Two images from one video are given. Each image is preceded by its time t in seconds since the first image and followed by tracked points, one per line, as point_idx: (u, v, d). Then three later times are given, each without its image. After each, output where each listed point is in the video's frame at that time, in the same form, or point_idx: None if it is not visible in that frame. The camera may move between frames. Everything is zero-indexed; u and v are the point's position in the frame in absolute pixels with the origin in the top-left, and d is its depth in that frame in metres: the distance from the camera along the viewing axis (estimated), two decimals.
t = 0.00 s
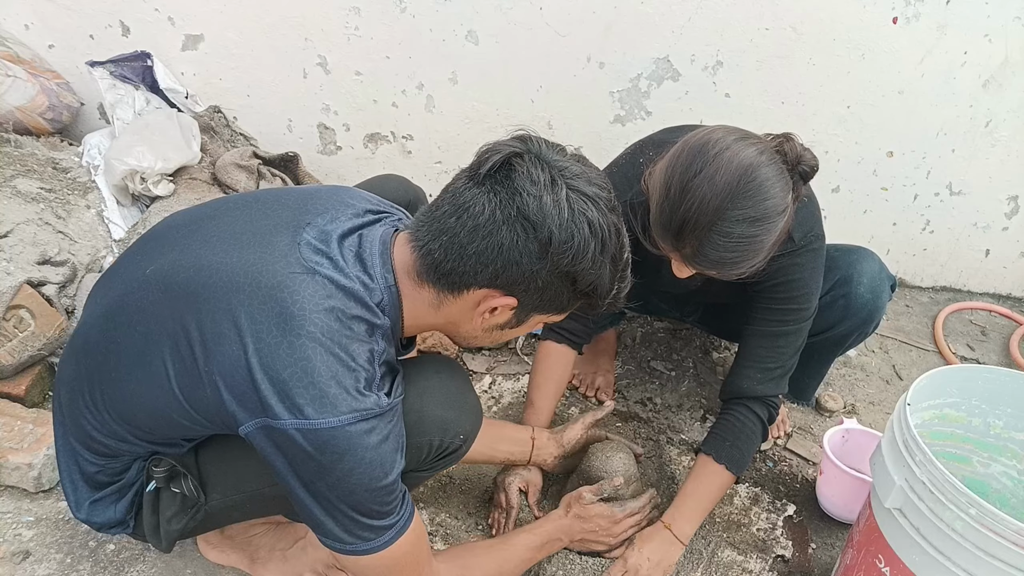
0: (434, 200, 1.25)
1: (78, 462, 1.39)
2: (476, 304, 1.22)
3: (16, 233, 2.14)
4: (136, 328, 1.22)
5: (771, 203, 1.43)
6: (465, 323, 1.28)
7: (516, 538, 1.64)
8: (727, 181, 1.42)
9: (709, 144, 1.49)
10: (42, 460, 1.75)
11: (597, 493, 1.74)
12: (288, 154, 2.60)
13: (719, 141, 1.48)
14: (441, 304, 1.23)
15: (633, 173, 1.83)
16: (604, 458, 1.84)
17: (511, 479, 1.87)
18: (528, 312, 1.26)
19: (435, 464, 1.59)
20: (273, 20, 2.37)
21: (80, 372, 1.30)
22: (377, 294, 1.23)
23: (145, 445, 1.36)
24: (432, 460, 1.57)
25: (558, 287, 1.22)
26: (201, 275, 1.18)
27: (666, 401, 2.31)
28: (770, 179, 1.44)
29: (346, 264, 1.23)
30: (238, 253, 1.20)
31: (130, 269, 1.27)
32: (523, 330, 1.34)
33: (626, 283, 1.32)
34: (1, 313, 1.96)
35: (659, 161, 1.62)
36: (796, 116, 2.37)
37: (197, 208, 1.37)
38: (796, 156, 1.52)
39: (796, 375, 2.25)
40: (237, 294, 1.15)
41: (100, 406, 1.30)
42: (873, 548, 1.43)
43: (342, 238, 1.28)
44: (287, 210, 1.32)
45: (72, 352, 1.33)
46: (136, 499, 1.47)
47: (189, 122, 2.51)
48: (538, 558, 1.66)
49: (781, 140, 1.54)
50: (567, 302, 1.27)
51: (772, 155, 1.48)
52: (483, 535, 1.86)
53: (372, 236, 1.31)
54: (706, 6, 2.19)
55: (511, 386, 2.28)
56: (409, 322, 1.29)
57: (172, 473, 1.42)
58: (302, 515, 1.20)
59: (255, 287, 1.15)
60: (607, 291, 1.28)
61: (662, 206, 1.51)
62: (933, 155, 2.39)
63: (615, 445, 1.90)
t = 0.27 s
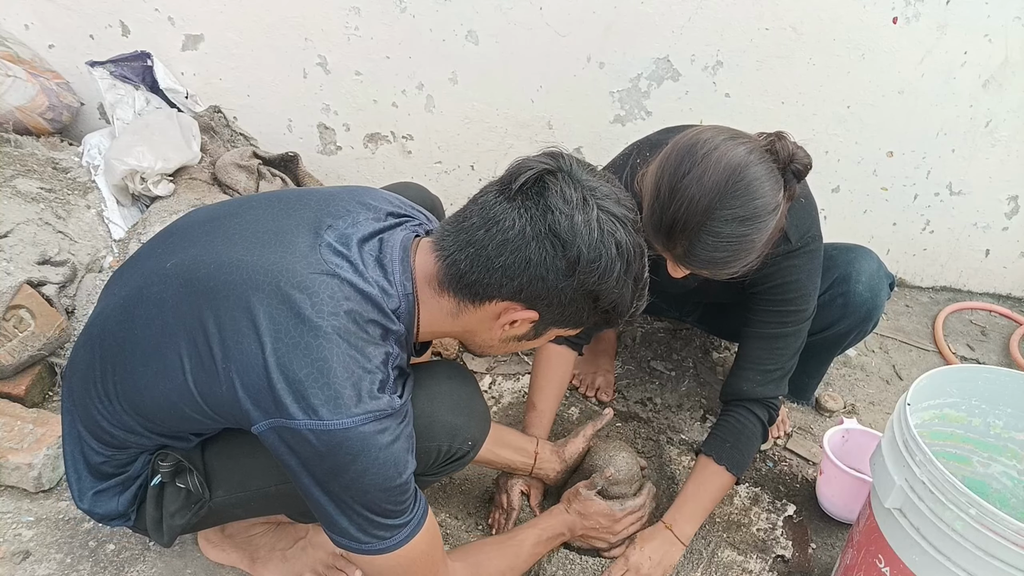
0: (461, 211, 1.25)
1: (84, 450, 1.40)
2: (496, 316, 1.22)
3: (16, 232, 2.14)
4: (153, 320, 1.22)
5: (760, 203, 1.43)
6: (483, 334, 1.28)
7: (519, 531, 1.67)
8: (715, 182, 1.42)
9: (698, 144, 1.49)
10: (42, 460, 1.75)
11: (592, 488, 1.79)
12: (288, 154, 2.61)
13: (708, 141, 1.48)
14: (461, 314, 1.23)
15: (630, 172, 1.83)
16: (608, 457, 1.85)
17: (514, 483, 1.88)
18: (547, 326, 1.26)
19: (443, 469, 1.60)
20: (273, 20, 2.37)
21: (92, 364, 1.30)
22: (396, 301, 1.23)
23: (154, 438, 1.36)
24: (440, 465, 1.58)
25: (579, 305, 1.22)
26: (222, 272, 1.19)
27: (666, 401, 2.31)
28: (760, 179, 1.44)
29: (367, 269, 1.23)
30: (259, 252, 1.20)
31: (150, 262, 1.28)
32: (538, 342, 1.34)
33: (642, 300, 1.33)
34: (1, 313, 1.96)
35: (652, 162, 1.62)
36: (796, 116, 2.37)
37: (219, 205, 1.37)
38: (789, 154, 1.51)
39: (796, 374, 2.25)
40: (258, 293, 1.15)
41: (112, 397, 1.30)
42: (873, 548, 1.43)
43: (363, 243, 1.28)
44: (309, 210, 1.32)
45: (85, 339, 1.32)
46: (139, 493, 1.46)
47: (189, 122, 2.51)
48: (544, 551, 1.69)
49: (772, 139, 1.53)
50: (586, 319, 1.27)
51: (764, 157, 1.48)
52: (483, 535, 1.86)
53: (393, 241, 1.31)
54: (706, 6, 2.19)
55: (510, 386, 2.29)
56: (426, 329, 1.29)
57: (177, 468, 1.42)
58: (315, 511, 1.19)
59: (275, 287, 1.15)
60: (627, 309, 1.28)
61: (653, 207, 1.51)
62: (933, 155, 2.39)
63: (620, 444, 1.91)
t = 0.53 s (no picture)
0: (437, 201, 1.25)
1: (79, 454, 1.40)
2: (475, 307, 1.22)
3: (16, 233, 2.14)
4: (136, 324, 1.22)
5: (769, 182, 1.43)
6: (464, 324, 1.28)
7: (520, 524, 1.68)
8: (724, 161, 1.43)
9: (706, 125, 1.49)
10: (42, 460, 1.75)
11: (592, 482, 1.78)
12: (289, 154, 2.61)
13: (716, 121, 1.49)
14: (441, 305, 1.23)
15: (632, 165, 1.83)
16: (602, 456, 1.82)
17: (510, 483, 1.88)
18: (528, 317, 1.26)
19: (436, 461, 1.59)
20: (273, 20, 2.37)
21: (80, 368, 1.31)
22: (376, 296, 1.23)
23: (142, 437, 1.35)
24: (433, 457, 1.57)
25: (559, 294, 1.21)
26: (200, 273, 1.19)
27: (666, 401, 2.31)
28: (767, 158, 1.44)
29: (345, 264, 1.23)
30: (237, 251, 1.20)
31: (132, 264, 1.28)
32: (523, 333, 1.34)
33: (626, 289, 1.32)
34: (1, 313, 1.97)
35: (659, 147, 1.63)
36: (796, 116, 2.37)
37: (200, 205, 1.37)
38: (795, 138, 1.51)
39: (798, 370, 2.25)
40: (236, 292, 1.15)
41: (99, 401, 1.30)
42: (873, 548, 1.43)
43: (342, 238, 1.28)
44: (288, 207, 1.31)
45: (74, 345, 1.34)
46: (134, 495, 1.46)
47: (189, 122, 2.51)
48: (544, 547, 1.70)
49: (779, 123, 1.54)
50: (568, 308, 1.27)
51: (771, 137, 1.48)
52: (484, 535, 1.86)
53: (372, 235, 1.30)
54: (706, 6, 2.19)
55: (510, 386, 2.29)
56: (408, 323, 1.29)
57: (171, 468, 1.42)
58: (305, 509, 1.20)
59: (252, 287, 1.15)
60: (608, 298, 1.28)
61: (662, 188, 1.51)
62: (933, 155, 2.39)
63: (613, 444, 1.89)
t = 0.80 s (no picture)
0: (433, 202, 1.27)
1: (71, 460, 1.39)
2: (460, 304, 1.22)
3: (16, 233, 2.14)
4: (121, 328, 1.22)
5: (782, 158, 1.44)
6: (451, 321, 1.28)
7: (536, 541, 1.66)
8: (738, 137, 1.43)
9: (720, 101, 1.49)
10: (42, 460, 1.75)
11: (601, 492, 1.74)
12: (288, 154, 2.59)
13: (729, 98, 1.49)
14: (426, 302, 1.23)
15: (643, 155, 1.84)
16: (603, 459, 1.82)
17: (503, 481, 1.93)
18: (513, 314, 1.26)
19: (426, 455, 1.59)
20: (273, 20, 2.37)
21: (69, 374, 1.31)
22: (362, 293, 1.23)
23: (132, 443, 1.35)
24: (423, 451, 1.57)
25: (542, 290, 1.21)
26: (183, 275, 1.19)
27: (666, 401, 2.31)
28: (780, 135, 1.45)
29: (329, 262, 1.23)
30: (221, 252, 1.20)
31: (117, 269, 1.28)
32: (511, 328, 1.34)
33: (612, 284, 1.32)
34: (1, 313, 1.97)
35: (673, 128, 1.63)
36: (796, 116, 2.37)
37: (184, 207, 1.37)
38: (807, 120, 1.52)
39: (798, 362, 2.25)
40: (220, 293, 1.15)
41: (87, 406, 1.30)
42: (874, 548, 1.43)
43: (326, 236, 1.28)
44: (272, 207, 1.31)
45: (62, 350, 1.34)
46: (128, 499, 1.47)
47: (189, 122, 2.51)
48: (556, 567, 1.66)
49: (792, 103, 1.55)
50: (552, 304, 1.27)
51: (785, 114, 1.49)
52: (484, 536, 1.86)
53: (356, 233, 1.30)
54: (706, 6, 2.20)
55: (510, 386, 2.29)
56: (396, 319, 1.30)
57: (163, 472, 1.42)
58: (294, 508, 1.20)
59: (236, 287, 1.15)
60: (593, 294, 1.27)
61: (676, 165, 1.52)
62: (933, 155, 2.39)
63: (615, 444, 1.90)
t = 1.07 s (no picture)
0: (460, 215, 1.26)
1: (81, 455, 1.39)
2: (490, 322, 1.23)
3: (16, 233, 2.14)
4: (152, 326, 1.22)
5: (791, 126, 1.47)
6: (480, 337, 1.29)
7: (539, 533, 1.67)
8: (748, 104, 1.45)
9: (729, 73, 1.52)
10: (42, 460, 1.75)
11: (601, 486, 1.76)
12: (288, 154, 2.58)
13: (737, 70, 1.53)
14: (457, 318, 1.23)
15: (656, 142, 1.85)
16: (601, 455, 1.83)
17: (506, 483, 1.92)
18: (542, 333, 1.26)
19: (444, 464, 1.60)
20: (273, 20, 2.37)
21: (89, 371, 1.30)
22: (396, 301, 1.24)
23: (153, 442, 1.36)
24: (441, 461, 1.58)
25: (571, 313, 1.21)
26: (218, 276, 1.19)
27: (666, 401, 2.31)
28: (789, 103, 1.48)
29: (364, 269, 1.23)
30: (256, 254, 1.20)
31: (146, 267, 1.28)
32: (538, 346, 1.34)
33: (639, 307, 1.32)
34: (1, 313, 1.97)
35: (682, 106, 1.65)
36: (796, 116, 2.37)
37: (214, 208, 1.38)
38: (815, 97, 1.55)
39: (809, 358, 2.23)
40: (256, 294, 1.15)
41: (110, 404, 1.29)
42: (874, 548, 1.43)
43: (360, 244, 1.29)
44: (304, 211, 1.32)
45: (79, 343, 1.32)
46: (137, 496, 1.47)
47: (189, 122, 2.51)
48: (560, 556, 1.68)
49: (802, 81, 1.58)
50: (581, 327, 1.27)
51: (792, 85, 1.52)
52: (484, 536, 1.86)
53: (390, 242, 1.31)
54: (705, 6, 2.20)
55: (511, 386, 2.29)
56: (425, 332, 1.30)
57: (176, 471, 1.42)
58: (323, 512, 1.20)
59: (273, 289, 1.15)
60: (621, 318, 1.27)
61: (686, 135, 1.53)
62: (933, 155, 2.39)
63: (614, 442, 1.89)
